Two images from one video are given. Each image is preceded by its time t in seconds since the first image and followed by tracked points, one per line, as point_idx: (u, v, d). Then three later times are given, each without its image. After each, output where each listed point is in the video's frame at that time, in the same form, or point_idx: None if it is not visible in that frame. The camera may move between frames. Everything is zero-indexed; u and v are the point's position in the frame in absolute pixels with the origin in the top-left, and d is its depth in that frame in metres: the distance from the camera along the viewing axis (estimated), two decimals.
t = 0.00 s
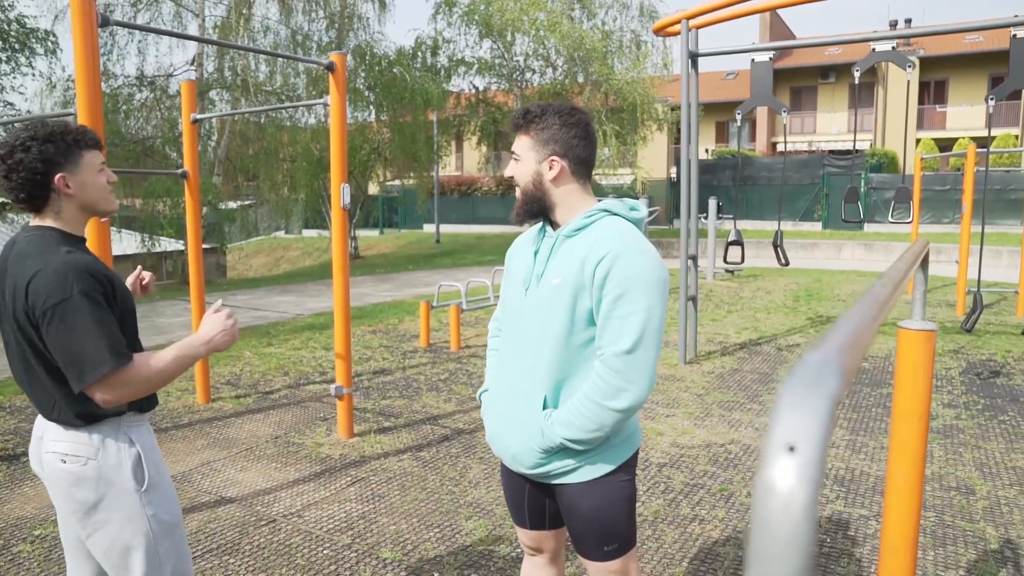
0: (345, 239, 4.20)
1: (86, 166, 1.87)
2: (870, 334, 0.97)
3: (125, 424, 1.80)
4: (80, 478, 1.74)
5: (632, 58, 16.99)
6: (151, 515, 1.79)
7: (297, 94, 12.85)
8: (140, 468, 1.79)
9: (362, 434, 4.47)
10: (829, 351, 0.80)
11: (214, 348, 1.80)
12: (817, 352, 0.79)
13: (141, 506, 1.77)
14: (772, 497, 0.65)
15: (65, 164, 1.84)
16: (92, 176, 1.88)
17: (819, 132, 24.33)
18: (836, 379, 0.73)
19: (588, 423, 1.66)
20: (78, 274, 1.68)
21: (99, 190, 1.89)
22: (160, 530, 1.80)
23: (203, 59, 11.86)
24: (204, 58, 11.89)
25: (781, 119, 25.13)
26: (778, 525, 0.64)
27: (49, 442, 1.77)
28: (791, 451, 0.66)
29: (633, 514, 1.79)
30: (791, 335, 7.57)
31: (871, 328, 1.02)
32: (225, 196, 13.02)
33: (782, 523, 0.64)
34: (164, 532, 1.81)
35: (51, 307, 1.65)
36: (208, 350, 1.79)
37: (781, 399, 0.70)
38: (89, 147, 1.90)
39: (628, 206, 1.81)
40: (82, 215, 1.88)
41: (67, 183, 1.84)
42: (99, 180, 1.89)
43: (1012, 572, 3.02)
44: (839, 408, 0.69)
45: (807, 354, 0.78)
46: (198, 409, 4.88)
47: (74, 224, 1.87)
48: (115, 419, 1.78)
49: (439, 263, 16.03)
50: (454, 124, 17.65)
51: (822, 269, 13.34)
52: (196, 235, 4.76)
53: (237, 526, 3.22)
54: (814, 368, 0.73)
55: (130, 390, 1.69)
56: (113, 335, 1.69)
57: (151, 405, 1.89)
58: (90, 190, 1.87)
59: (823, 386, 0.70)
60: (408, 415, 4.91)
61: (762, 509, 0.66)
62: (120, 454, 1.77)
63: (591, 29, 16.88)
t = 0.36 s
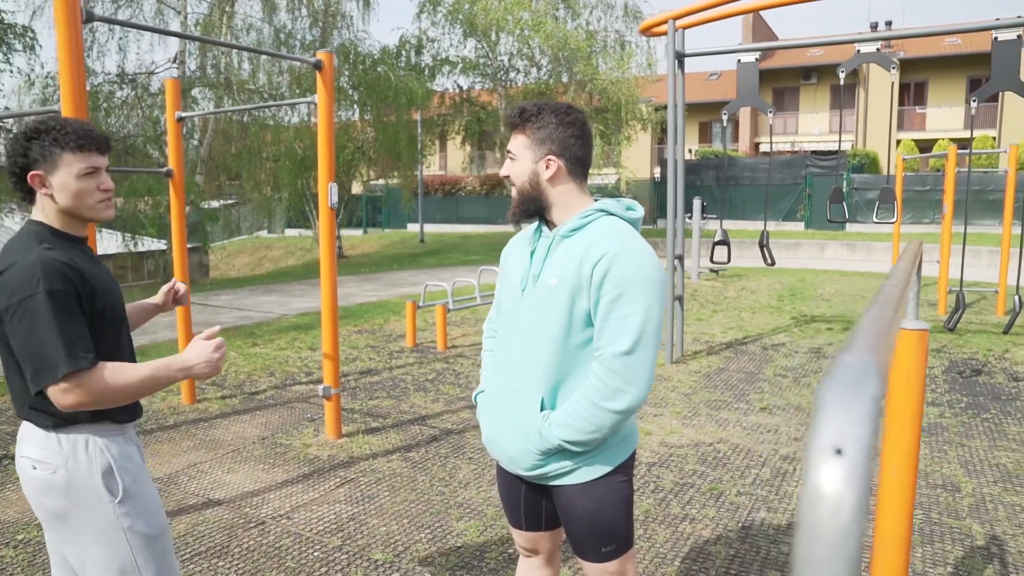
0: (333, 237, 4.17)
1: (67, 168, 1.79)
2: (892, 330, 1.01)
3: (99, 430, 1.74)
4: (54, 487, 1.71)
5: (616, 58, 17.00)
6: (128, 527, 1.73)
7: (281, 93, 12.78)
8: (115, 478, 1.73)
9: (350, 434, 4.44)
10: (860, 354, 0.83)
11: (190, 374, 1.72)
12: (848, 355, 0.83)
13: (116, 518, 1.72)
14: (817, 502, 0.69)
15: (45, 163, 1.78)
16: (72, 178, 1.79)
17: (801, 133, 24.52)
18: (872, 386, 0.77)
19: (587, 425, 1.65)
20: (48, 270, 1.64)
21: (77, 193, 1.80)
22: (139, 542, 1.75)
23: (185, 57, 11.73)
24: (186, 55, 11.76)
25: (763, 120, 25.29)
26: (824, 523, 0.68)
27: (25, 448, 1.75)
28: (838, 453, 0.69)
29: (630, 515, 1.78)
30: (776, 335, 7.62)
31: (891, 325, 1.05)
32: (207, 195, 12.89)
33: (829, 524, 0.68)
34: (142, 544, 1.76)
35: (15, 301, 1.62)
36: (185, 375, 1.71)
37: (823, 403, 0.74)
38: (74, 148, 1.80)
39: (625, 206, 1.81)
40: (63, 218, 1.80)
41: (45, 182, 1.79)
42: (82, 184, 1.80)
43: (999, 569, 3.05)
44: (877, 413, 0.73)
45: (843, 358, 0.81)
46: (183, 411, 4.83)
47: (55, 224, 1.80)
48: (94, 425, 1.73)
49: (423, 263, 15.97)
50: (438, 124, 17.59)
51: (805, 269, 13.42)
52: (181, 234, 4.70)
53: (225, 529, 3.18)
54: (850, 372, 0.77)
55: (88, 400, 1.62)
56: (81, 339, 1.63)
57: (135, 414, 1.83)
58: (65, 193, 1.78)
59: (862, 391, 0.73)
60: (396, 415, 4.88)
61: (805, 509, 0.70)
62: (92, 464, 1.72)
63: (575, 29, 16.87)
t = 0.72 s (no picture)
0: (329, 236, 4.14)
1: (107, 166, 1.77)
2: (945, 332, 0.99)
3: (119, 443, 1.71)
4: (69, 500, 1.70)
5: (606, 56, 17.03)
6: (129, 547, 1.70)
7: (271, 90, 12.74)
8: (125, 498, 1.70)
9: (347, 434, 4.42)
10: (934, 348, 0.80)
11: (174, 376, 1.59)
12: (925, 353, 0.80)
13: (118, 536, 1.69)
14: (913, 504, 0.65)
15: (89, 163, 1.78)
16: (113, 175, 1.77)
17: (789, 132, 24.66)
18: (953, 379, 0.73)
19: (600, 425, 1.65)
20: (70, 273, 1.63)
21: (119, 192, 1.77)
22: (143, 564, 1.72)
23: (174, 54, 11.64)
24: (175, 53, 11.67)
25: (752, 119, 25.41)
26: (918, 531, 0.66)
27: (47, 456, 1.74)
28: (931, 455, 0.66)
29: (642, 514, 1.78)
30: (768, 332, 7.66)
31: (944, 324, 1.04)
32: (195, 193, 12.82)
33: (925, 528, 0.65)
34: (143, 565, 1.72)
35: (29, 301, 1.61)
36: (168, 379, 1.59)
37: (912, 399, 0.70)
38: (115, 144, 1.78)
39: (637, 205, 1.81)
40: (106, 218, 1.78)
41: (90, 181, 1.78)
42: (122, 182, 1.77)
43: (997, 564, 3.08)
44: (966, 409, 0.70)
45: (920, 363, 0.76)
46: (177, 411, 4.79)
47: (97, 224, 1.77)
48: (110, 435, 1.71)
49: (413, 261, 15.95)
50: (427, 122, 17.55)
51: (795, 266, 13.50)
52: (174, 233, 4.66)
53: (224, 530, 3.16)
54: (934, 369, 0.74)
55: (75, 409, 1.58)
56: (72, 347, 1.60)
57: (163, 426, 1.82)
58: (106, 192, 1.77)
59: (949, 388, 0.70)
60: (392, 415, 4.86)
61: (901, 516, 0.66)
62: (105, 483, 1.69)
63: (565, 27, 16.89)
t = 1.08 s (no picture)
0: (319, 235, 4.11)
1: (154, 159, 1.78)
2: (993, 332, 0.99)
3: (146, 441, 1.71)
4: (93, 495, 1.72)
5: (589, 55, 17.05)
6: (139, 550, 1.69)
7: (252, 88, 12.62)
8: (140, 500, 1.69)
9: (338, 434, 4.39)
10: (996, 345, 0.85)
11: (233, 373, 1.59)
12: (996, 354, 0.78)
13: (130, 538, 1.69)
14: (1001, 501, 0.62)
15: (136, 154, 1.78)
16: (162, 168, 1.78)
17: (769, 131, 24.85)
18: None
19: (610, 423, 1.66)
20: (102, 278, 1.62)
21: (166, 187, 1.78)
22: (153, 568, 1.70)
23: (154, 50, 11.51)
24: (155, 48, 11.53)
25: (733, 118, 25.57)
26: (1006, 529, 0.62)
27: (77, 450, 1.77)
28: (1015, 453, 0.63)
29: (650, 513, 1.78)
30: (753, 330, 7.71)
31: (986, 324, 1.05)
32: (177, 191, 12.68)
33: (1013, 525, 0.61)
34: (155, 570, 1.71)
35: (65, 302, 1.62)
36: (228, 375, 1.60)
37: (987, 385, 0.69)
38: (165, 137, 1.81)
39: (645, 203, 1.81)
40: (149, 212, 1.79)
41: (136, 173, 1.79)
42: (171, 176, 1.79)
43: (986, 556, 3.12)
44: None
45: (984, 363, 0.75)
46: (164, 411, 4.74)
47: (140, 220, 1.79)
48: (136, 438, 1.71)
49: (396, 260, 15.86)
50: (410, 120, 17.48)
51: (778, 264, 13.61)
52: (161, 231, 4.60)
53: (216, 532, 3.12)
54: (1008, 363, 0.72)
55: (133, 407, 1.60)
56: (121, 343, 1.61)
57: (191, 429, 1.80)
58: (153, 184, 1.78)
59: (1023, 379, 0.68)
60: (382, 414, 4.83)
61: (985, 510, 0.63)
62: (125, 482, 1.70)
63: (549, 25, 16.87)
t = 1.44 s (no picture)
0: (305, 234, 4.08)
1: (279, 176, 2.03)
2: None
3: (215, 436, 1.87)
4: (162, 483, 1.87)
5: (568, 54, 17.09)
6: (201, 536, 1.84)
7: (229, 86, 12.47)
8: (204, 493, 1.84)
9: (324, 434, 4.37)
10: None
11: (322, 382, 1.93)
12: None
13: (194, 524, 1.84)
14: None
15: (268, 167, 2.00)
16: (285, 185, 2.04)
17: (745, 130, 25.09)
18: None
19: (614, 418, 1.66)
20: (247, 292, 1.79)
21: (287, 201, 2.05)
22: (205, 560, 1.84)
23: (129, 47, 11.31)
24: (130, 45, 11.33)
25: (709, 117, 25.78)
26: None
27: (145, 440, 1.92)
28: None
29: (650, 509, 1.80)
30: (733, 327, 7.79)
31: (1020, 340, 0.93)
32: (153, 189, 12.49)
33: None
34: (209, 557, 1.85)
35: (208, 291, 1.74)
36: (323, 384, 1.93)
37: None
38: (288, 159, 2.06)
39: (644, 202, 1.82)
40: (261, 219, 2.02)
41: (263, 182, 2.00)
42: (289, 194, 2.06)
43: (968, 548, 3.19)
44: None
45: None
46: (146, 412, 4.67)
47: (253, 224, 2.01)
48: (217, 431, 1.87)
49: (376, 259, 15.80)
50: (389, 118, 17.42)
51: (755, 263, 13.75)
52: (142, 231, 4.53)
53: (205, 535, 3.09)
54: None
55: (257, 401, 1.79)
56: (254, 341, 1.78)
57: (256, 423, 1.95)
58: (277, 197, 2.02)
59: None
60: (368, 414, 4.82)
61: None
62: (195, 474, 1.86)
63: (528, 24, 16.88)
